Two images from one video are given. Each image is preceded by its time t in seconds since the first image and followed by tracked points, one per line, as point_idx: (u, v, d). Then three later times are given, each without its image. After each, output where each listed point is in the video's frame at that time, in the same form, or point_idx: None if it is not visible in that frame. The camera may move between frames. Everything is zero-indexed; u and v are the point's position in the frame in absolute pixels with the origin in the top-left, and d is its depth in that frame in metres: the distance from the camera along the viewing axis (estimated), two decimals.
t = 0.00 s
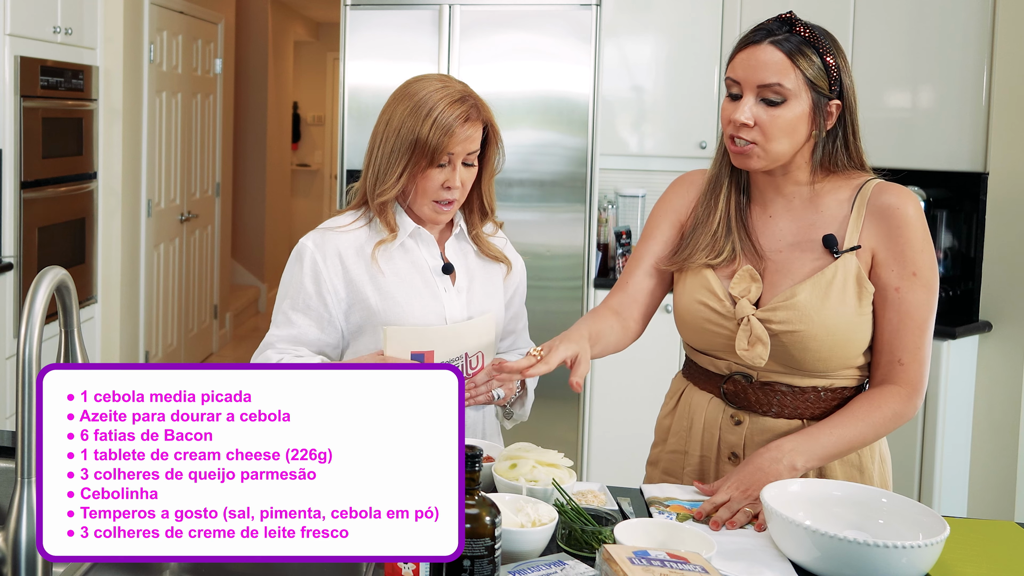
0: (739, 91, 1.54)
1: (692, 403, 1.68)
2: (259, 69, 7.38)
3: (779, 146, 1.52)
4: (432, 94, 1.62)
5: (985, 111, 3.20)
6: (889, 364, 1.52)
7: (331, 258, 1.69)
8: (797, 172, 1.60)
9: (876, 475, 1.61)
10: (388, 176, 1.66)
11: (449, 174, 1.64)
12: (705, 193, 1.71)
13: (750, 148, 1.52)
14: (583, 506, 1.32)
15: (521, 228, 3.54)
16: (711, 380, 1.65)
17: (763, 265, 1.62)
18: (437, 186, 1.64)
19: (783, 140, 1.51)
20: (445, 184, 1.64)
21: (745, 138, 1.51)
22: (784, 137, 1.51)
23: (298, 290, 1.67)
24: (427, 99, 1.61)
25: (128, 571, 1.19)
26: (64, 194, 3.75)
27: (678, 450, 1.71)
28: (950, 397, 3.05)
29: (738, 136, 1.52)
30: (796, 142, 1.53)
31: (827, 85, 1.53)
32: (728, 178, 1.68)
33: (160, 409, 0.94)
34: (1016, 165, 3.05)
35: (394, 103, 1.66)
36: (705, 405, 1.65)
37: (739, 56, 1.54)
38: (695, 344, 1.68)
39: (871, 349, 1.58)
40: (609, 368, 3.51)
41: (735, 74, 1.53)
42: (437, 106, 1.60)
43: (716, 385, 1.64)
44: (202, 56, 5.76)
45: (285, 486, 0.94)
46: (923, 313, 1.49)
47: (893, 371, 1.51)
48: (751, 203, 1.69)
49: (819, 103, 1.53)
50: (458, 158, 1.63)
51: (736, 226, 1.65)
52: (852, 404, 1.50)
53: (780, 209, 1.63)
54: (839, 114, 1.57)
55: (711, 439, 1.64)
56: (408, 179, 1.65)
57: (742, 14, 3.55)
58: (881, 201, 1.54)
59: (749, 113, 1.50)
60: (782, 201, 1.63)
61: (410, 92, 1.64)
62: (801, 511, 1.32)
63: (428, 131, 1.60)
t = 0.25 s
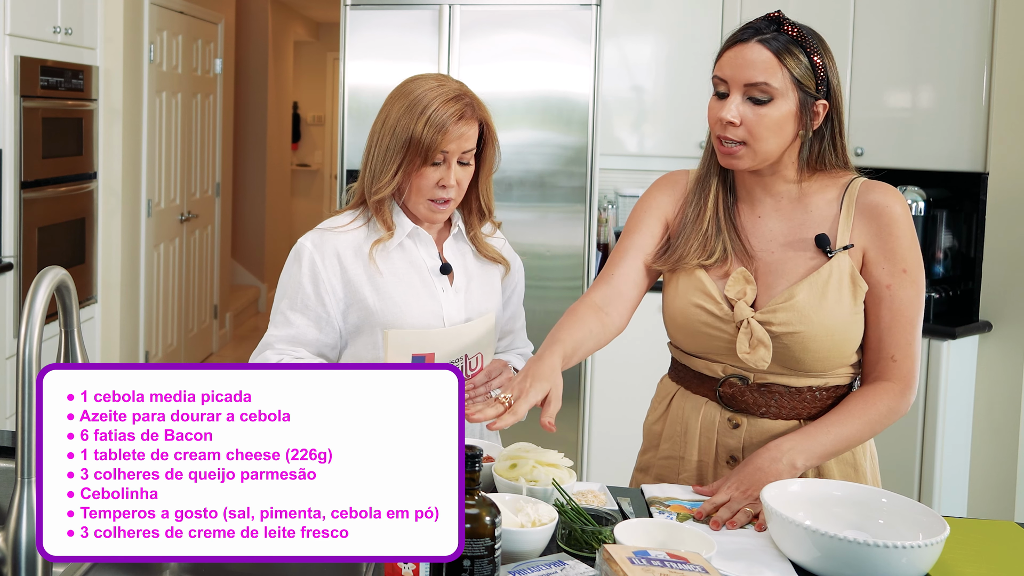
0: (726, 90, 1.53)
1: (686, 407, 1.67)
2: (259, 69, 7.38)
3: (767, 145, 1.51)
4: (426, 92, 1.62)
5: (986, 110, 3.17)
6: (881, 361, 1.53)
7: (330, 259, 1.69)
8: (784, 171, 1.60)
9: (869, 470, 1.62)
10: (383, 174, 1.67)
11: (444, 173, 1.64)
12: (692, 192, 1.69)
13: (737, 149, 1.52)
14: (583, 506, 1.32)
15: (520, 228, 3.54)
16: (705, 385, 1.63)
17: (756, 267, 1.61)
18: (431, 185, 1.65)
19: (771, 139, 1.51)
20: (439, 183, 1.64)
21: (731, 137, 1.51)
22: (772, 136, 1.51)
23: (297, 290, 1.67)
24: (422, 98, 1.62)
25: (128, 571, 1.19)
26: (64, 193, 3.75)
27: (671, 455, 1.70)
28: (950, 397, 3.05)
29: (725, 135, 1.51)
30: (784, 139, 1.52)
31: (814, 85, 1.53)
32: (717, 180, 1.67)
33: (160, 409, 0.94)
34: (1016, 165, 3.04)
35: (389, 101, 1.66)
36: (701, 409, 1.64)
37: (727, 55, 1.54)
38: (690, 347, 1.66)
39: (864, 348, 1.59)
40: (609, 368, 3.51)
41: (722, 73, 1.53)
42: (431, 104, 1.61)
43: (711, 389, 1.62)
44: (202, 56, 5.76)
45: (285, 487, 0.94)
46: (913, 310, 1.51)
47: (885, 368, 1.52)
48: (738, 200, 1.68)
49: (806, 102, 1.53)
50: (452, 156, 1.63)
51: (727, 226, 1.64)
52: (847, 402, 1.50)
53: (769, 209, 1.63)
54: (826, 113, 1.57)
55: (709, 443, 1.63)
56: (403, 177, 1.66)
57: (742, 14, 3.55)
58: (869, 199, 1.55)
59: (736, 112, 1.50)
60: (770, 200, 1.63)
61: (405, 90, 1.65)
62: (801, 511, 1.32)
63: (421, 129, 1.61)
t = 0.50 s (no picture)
0: (713, 88, 1.52)
1: (679, 412, 1.66)
2: (259, 69, 7.38)
3: (755, 143, 1.51)
4: (418, 89, 1.63)
5: (986, 110, 3.15)
6: (873, 358, 1.55)
7: (326, 260, 1.69)
8: (772, 170, 1.60)
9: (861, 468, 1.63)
10: (376, 172, 1.67)
11: (436, 169, 1.64)
12: (677, 193, 1.67)
13: (725, 148, 1.51)
14: (583, 507, 1.32)
15: (520, 228, 3.54)
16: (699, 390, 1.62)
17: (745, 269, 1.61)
18: (424, 182, 1.64)
19: (759, 138, 1.50)
20: (432, 180, 1.64)
21: (720, 136, 1.50)
22: (760, 134, 1.50)
23: (294, 291, 1.67)
24: (414, 95, 1.62)
25: (128, 571, 1.19)
26: (64, 194, 3.75)
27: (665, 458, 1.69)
28: (950, 397, 3.05)
29: (713, 135, 1.51)
30: (772, 137, 1.52)
31: (801, 83, 1.53)
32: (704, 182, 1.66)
33: (160, 409, 0.94)
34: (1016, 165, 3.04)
35: (382, 100, 1.67)
36: (694, 414, 1.63)
37: (714, 52, 1.53)
38: (683, 352, 1.64)
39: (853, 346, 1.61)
40: (609, 368, 3.51)
41: (710, 71, 1.52)
42: (422, 101, 1.61)
43: (704, 394, 1.61)
44: (201, 56, 5.76)
45: (285, 486, 0.94)
46: (903, 307, 1.53)
47: (877, 365, 1.54)
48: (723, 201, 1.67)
49: (792, 102, 1.53)
50: (444, 152, 1.63)
51: (715, 228, 1.63)
52: (841, 399, 1.52)
53: (756, 211, 1.63)
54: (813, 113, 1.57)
55: (703, 448, 1.62)
56: (395, 174, 1.66)
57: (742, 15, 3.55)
58: (854, 198, 1.57)
59: (724, 110, 1.49)
60: (757, 202, 1.63)
61: (397, 89, 1.66)
62: (801, 511, 1.32)
63: (411, 125, 1.61)
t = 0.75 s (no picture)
0: (700, 95, 1.51)
1: (674, 416, 1.65)
2: (259, 69, 7.38)
3: (745, 152, 1.50)
4: (408, 87, 1.64)
5: (985, 110, 3.14)
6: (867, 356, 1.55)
7: (322, 259, 1.70)
8: (761, 173, 1.59)
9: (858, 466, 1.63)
10: (370, 170, 1.69)
11: (429, 165, 1.64)
12: (666, 196, 1.67)
13: (717, 158, 1.51)
14: (583, 506, 1.32)
15: (520, 228, 3.54)
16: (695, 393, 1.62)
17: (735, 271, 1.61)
18: (417, 178, 1.64)
19: (748, 146, 1.50)
20: (425, 176, 1.64)
21: (709, 145, 1.50)
22: (749, 142, 1.49)
23: (290, 289, 1.68)
24: (405, 91, 1.63)
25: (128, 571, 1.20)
26: (64, 194, 3.75)
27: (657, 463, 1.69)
28: (950, 397, 3.05)
29: (702, 143, 1.50)
30: (761, 144, 1.52)
31: (788, 87, 1.52)
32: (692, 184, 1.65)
33: (160, 409, 0.94)
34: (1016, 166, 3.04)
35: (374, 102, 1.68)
36: (691, 418, 1.62)
37: (699, 59, 1.51)
38: (677, 357, 1.64)
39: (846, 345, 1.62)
40: (609, 368, 3.51)
41: (696, 78, 1.50)
42: (414, 96, 1.62)
43: (700, 398, 1.61)
44: (202, 56, 5.76)
45: (286, 486, 0.94)
46: (894, 304, 1.54)
47: (870, 363, 1.54)
48: (712, 202, 1.67)
49: (780, 106, 1.52)
50: (436, 148, 1.63)
51: (705, 230, 1.63)
52: (837, 398, 1.52)
53: (746, 212, 1.63)
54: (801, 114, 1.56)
55: (700, 452, 1.62)
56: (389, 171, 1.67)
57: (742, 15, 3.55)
58: (844, 196, 1.57)
59: (712, 120, 1.48)
60: (747, 204, 1.63)
61: (388, 89, 1.66)
62: (801, 511, 1.32)
63: (402, 121, 1.62)
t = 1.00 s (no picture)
0: (695, 96, 1.51)
1: (671, 418, 1.65)
2: (259, 69, 7.38)
3: (741, 153, 1.50)
4: (409, 89, 1.64)
5: (985, 110, 3.14)
6: (863, 356, 1.55)
7: (319, 258, 1.71)
8: (756, 173, 1.59)
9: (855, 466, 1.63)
10: (370, 172, 1.69)
11: (428, 168, 1.64)
12: (660, 198, 1.66)
13: (713, 158, 1.51)
14: (583, 506, 1.32)
15: (520, 228, 3.54)
16: (692, 394, 1.61)
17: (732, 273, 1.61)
18: (416, 181, 1.64)
19: (743, 146, 1.50)
20: (424, 178, 1.64)
21: (706, 146, 1.49)
22: (744, 142, 1.49)
23: (288, 287, 1.70)
24: (406, 93, 1.63)
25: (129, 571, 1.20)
26: (64, 193, 3.75)
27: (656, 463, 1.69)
28: (949, 397, 3.05)
29: (699, 144, 1.50)
30: (756, 145, 1.52)
31: (782, 86, 1.52)
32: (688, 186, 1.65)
33: (160, 409, 0.94)
34: (1016, 165, 3.04)
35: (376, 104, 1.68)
36: (688, 419, 1.62)
37: (694, 60, 1.51)
38: (673, 360, 1.63)
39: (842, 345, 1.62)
40: (609, 368, 3.51)
41: (691, 80, 1.50)
42: (414, 98, 1.62)
43: (697, 399, 1.61)
44: (202, 56, 5.76)
45: (286, 486, 0.94)
46: (891, 304, 1.54)
47: (867, 362, 1.55)
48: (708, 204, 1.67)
49: (775, 106, 1.53)
50: (436, 151, 1.63)
51: (700, 232, 1.63)
52: (835, 397, 1.53)
53: (741, 214, 1.62)
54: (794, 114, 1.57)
55: (698, 453, 1.62)
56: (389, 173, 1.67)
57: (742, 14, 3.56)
58: (838, 196, 1.57)
59: (709, 120, 1.48)
60: (742, 205, 1.62)
61: (389, 91, 1.67)
62: (801, 511, 1.32)
63: (402, 123, 1.62)
